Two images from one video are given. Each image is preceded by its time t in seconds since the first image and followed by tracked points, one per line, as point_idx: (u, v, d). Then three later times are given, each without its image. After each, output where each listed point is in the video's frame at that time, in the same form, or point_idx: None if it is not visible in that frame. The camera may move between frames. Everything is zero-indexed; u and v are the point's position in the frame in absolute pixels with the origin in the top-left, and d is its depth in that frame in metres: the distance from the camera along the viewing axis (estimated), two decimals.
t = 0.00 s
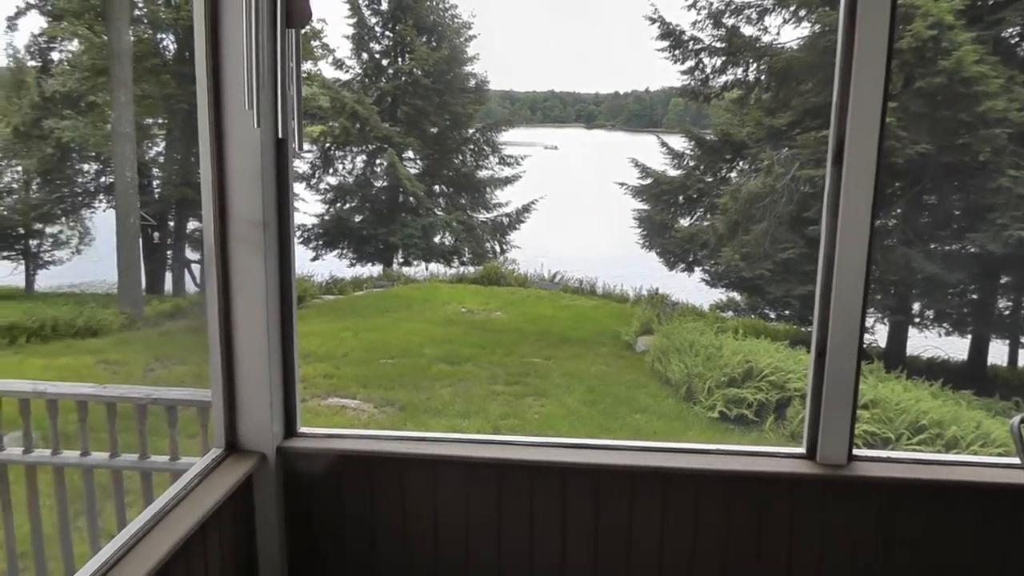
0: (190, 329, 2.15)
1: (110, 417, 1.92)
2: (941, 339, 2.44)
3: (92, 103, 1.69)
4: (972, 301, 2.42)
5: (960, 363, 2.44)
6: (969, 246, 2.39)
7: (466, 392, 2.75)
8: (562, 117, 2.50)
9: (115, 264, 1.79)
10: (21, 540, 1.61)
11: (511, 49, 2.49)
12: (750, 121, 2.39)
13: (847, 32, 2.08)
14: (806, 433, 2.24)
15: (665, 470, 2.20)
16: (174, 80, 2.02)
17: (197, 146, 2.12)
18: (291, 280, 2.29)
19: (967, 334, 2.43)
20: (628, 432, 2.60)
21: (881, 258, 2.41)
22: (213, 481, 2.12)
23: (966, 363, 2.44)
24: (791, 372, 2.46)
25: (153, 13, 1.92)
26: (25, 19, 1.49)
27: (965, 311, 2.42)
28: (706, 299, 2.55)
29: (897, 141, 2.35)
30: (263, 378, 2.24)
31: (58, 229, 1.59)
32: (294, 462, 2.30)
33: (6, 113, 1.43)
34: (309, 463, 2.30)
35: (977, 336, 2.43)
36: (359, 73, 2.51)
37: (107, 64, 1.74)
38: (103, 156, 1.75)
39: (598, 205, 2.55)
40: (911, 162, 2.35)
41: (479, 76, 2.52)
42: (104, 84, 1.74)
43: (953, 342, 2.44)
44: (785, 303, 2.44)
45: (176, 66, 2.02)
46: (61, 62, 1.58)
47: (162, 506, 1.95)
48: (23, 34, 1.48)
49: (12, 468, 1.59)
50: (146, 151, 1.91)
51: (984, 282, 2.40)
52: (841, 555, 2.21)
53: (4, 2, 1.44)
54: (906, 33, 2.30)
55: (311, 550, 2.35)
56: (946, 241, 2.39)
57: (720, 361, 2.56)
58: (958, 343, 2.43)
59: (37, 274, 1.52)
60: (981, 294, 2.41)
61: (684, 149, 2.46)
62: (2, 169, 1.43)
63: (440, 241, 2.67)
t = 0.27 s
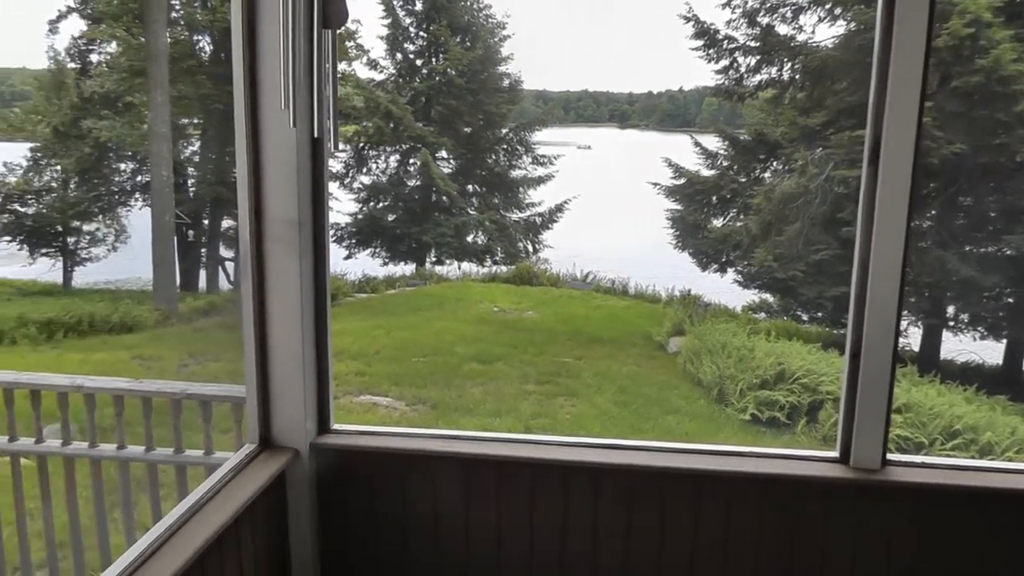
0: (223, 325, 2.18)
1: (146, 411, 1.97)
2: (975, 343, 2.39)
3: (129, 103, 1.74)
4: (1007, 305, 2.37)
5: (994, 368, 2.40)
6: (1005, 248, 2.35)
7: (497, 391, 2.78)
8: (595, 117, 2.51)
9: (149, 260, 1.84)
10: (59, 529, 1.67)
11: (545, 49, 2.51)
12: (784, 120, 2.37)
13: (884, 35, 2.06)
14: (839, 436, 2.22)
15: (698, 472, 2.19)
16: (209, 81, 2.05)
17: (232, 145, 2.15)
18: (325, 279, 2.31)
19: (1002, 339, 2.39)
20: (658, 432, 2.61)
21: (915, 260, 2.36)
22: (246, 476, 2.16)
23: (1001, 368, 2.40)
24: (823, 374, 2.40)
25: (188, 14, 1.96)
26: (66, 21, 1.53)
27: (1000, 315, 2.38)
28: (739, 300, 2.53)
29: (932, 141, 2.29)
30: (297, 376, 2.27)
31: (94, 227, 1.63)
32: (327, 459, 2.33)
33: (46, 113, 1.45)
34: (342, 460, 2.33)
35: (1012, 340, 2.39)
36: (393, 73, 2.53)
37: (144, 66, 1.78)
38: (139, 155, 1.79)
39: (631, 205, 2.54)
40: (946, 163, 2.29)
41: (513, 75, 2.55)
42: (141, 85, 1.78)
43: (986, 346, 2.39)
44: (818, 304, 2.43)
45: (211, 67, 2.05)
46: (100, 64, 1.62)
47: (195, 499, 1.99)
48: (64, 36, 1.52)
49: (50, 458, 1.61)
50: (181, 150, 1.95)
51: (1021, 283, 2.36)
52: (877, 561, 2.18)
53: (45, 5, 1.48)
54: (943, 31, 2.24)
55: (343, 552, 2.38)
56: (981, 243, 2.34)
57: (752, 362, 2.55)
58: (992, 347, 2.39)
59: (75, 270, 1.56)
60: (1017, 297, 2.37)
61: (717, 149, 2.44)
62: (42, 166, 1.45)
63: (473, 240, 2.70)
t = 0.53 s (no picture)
0: (257, 322, 2.22)
1: (182, 405, 2.00)
2: (1010, 348, 2.33)
3: (166, 103, 1.77)
4: None
5: None
6: None
7: (530, 390, 2.79)
8: (629, 117, 2.51)
9: (185, 257, 1.87)
10: (96, 519, 1.72)
11: (582, 49, 2.52)
12: (819, 120, 2.34)
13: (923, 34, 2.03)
14: (873, 440, 2.20)
15: (730, 474, 2.18)
16: (245, 82, 2.08)
17: (266, 144, 2.18)
18: (361, 276, 2.34)
19: None
20: (692, 434, 2.59)
21: (950, 263, 2.30)
22: (280, 471, 2.19)
23: None
24: (857, 379, 2.40)
25: (226, 16, 1.98)
26: (105, 24, 1.57)
27: None
28: (772, 301, 2.50)
29: (968, 141, 2.25)
30: (331, 372, 2.30)
31: (131, 225, 1.66)
32: (360, 455, 2.37)
33: (85, 113, 1.50)
34: (377, 457, 2.36)
35: None
36: (427, 73, 2.58)
37: (181, 66, 1.82)
38: (175, 154, 1.83)
39: (663, 205, 2.54)
40: (981, 164, 2.25)
41: (547, 75, 2.56)
42: (178, 85, 1.81)
43: None
44: (852, 307, 2.39)
45: (247, 69, 2.08)
46: (138, 65, 1.66)
47: (229, 494, 2.03)
48: (103, 38, 1.56)
49: (87, 451, 1.69)
50: (216, 150, 1.98)
51: None
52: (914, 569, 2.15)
53: (86, 8, 1.53)
54: (981, 28, 2.19)
55: (378, 551, 2.40)
56: (1017, 245, 2.30)
57: (784, 365, 2.52)
58: None
59: (112, 266, 1.60)
60: None
61: (752, 149, 2.42)
62: (80, 165, 1.49)
63: (506, 240, 2.72)
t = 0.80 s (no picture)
0: (293, 319, 2.24)
1: (217, 399, 2.02)
2: None
3: (203, 103, 1.79)
4: None
5: None
6: None
7: (562, 389, 2.81)
8: (664, 116, 2.50)
9: (220, 255, 1.90)
10: (134, 510, 1.73)
11: (619, 49, 2.52)
12: (857, 119, 2.31)
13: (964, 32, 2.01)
14: (911, 446, 2.17)
15: (763, 477, 2.16)
16: (282, 82, 2.10)
17: (303, 143, 2.21)
18: (396, 272, 2.38)
19: None
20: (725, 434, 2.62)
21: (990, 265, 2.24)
22: (314, 467, 2.21)
23: None
24: (893, 383, 2.39)
25: (262, 17, 2.00)
26: (145, 26, 1.59)
27: None
28: (806, 304, 2.48)
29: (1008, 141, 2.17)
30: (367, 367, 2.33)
31: (168, 223, 1.70)
32: (394, 452, 2.39)
33: (125, 113, 1.53)
34: (411, 453, 2.38)
35: None
36: (462, 72, 2.61)
37: (218, 67, 1.84)
38: (211, 154, 1.85)
39: (698, 205, 2.52)
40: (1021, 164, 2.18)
41: (582, 74, 2.57)
42: (215, 86, 1.84)
43: None
44: (886, 309, 2.37)
45: (284, 69, 2.10)
46: (176, 66, 1.69)
47: (264, 489, 2.07)
48: (143, 41, 1.58)
49: (126, 443, 1.70)
50: (252, 149, 2.00)
51: None
52: None
53: (125, 11, 1.54)
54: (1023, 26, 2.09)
55: (410, 547, 2.43)
56: None
57: (819, 367, 2.50)
58: None
59: (149, 263, 1.64)
60: None
61: (787, 149, 2.39)
62: (119, 164, 1.53)
63: (540, 239, 2.72)
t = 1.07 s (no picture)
0: (325, 317, 2.25)
1: (251, 395, 2.05)
2: None
3: (237, 103, 1.80)
4: None
5: None
6: None
7: (594, 390, 2.83)
8: (696, 116, 2.48)
9: (254, 254, 1.91)
10: (169, 504, 1.76)
11: (653, 49, 2.51)
12: (891, 118, 2.27)
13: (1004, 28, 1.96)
14: (946, 452, 2.13)
15: (796, 480, 2.14)
16: (316, 82, 2.11)
17: (337, 142, 2.22)
18: (431, 272, 2.39)
19: None
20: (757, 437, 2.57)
21: None
22: (347, 465, 2.22)
23: None
24: (927, 386, 2.32)
25: (297, 18, 2.02)
26: (180, 28, 1.61)
27: None
28: (839, 306, 2.45)
29: None
30: (400, 366, 2.34)
31: (202, 221, 1.71)
32: (427, 449, 2.41)
33: (159, 113, 1.54)
34: (443, 452, 2.39)
35: None
36: (496, 72, 2.64)
37: (253, 68, 1.85)
38: (246, 153, 1.87)
39: (731, 206, 2.51)
40: None
41: (615, 74, 2.58)
42: (249, 86, 1.85)
43: None
44: (921, 312, 2.32)
45: (318, 69, 2.11)
46: (212, 67, 1.71)
47: (298, 484, 2.07)
48: (178, 42, 1.60)
49: (161, 438, 1.75)
50: (286, 148, 2.02)
51: None
52: None
53: (160, 14, 1.56)
54: None
55: (441, 546, 2.44)
56: None
57: (851, 370, 2.47)
58: None
59: (183, 261, 1.65)
60: None
61: (821, 149, 2.36)
62: (155, 163, 1.54)
63: (572, 239, 2.77)
